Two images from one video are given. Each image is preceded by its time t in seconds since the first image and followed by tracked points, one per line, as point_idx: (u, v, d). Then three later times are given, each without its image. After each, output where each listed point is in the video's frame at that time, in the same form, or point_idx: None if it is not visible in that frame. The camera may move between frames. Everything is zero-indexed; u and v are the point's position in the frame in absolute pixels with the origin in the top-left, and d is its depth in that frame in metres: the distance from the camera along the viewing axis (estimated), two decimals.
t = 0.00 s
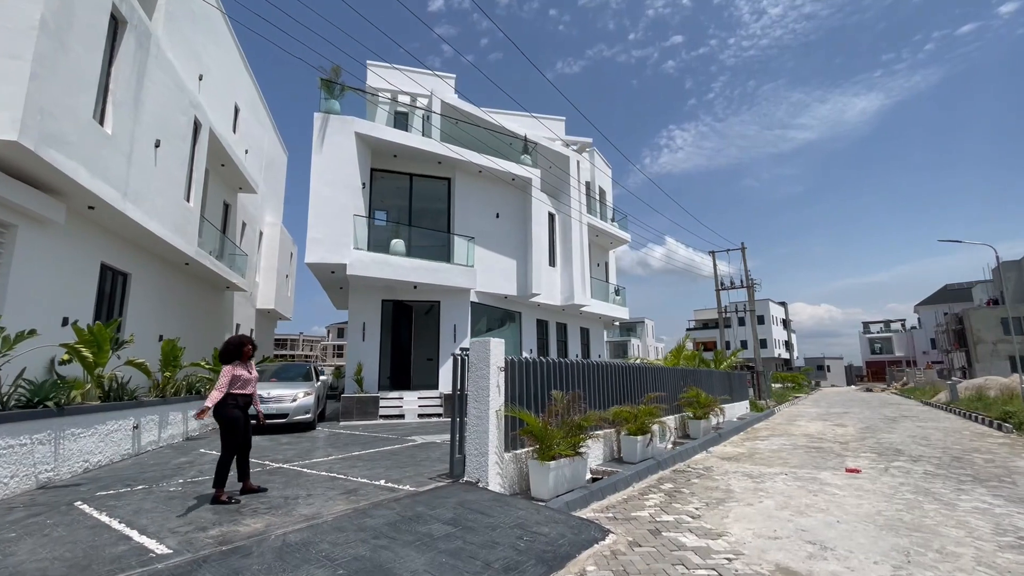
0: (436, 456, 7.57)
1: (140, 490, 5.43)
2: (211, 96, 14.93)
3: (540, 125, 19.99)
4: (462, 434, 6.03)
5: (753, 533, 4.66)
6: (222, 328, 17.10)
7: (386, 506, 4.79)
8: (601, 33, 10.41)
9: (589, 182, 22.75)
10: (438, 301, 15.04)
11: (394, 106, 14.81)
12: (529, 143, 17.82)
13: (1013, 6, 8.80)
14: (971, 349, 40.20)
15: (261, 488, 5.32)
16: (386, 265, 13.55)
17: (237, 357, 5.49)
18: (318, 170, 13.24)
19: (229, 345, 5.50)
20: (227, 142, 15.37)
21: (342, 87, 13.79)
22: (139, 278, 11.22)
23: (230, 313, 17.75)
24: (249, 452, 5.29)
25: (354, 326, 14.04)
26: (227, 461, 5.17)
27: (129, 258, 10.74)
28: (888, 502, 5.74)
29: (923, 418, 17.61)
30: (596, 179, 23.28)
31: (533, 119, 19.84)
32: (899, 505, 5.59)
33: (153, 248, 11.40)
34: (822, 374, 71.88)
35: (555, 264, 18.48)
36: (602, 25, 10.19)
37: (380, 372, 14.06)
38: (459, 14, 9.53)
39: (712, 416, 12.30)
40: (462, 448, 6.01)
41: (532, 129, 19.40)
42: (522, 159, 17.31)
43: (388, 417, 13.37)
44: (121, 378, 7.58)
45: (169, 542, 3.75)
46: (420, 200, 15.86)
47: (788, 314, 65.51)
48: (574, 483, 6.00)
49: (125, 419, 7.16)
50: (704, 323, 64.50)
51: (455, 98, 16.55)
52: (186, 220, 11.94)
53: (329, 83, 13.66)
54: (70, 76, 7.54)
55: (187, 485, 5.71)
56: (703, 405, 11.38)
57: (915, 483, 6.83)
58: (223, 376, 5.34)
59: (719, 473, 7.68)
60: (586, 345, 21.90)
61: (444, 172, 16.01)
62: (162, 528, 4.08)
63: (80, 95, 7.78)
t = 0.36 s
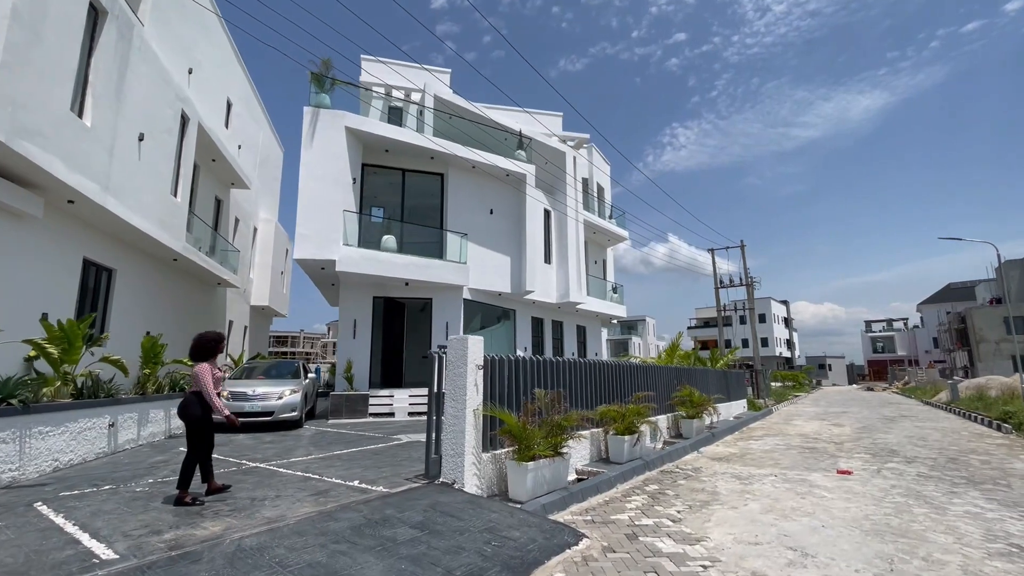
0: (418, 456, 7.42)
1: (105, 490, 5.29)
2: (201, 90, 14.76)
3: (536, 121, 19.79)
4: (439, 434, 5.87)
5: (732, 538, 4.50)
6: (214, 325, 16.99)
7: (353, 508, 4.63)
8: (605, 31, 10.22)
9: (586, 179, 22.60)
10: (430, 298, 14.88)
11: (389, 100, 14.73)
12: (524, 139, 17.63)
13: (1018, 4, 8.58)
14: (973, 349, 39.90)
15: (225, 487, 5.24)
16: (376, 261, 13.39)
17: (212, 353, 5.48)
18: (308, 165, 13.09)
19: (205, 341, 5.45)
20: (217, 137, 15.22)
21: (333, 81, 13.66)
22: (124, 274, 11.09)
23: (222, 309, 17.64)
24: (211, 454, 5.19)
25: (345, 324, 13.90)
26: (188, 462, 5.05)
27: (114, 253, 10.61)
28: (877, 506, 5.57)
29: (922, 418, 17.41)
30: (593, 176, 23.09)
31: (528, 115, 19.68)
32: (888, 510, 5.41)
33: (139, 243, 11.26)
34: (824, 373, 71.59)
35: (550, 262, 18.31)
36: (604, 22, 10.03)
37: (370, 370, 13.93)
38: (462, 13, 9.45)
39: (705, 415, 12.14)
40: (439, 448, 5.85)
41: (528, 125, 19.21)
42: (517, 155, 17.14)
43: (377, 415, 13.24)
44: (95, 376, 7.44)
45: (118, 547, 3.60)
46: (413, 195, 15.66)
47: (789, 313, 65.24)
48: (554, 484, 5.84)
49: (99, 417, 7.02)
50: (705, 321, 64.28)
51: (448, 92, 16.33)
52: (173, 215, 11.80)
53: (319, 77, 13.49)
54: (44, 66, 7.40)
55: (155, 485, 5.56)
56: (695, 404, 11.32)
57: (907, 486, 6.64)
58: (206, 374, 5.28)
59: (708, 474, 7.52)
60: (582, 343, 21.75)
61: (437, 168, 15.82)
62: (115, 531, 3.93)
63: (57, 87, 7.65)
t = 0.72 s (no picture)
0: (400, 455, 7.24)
1: (67, 492, 5.10)
2: (188, 84, 14.52)
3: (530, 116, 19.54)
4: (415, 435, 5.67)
5: (714, 544, 4.30)
6: (205, 322, 16.83)
7: (320, 512, 4.45)
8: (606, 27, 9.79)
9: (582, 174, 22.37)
10: (421, 294, 14.69)
11: (381, 94, 14.49)
12: (517, 133, 17.39)
13: None
14: (973, 345, 39.68)
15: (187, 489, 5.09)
16: (365, 257, 13.18)
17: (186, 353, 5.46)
18: (295, 159, 12.89)
19: (178, 337, 5.35)
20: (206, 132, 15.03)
21: (321, 74, 13.38)
22: (107, 270, 10.90)
23: (213, 306, 17.46)
24: (179, 453, 5.10)
25: (335, 320, 13.73)
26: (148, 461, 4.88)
27: (96, 249, 10.43)
28: (868, 508, 5.37)
29: (921, 415, 17.21)
30: (589, 171, 22.84)
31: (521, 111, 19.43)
32: (879, 512, 5.22)
33: (122, 239, 11.07)
34: (824, 370, 71.42)
35: (545, 258, 18.10)
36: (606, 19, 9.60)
37: (361, 367, 13.76)
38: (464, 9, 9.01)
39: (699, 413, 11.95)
40: (416, 449, 5.66)
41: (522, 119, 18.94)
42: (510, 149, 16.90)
43: (367, 413, 13.08)
44: (69, 374, 7.27)
45: (62, 554, 3.42)
46: (404, 190, 15.43)
47: (789, 309, 65.00)
48: (534, 486, 5.65)
49: (71, 416, 6.86)
50: (705, 318, 64.08)
51: (440, 86, 16.08)
52: (158, 211, 11.62)
53: (307, 70, 13.25)
54: (13, 56, 7.20)
55: (122, 487, 5.38)
56: (688, 402, 11.11)
57: (900, 486, 6.44)
58: (188, 374, 5.30)
59: (697, 474, 7.33)
60: (578, 340, 21.57)
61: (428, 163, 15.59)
62: (64, 537, 3.75)
63: (28, 78, 7.45)
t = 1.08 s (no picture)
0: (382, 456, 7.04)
1: (28, 496, 4.92)
2: (175, 78, 14.32)
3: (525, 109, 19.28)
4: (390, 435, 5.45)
5: (695, 550, 4.09)
6: (198, 319, 16.67)
7: (283, 517, 4.25)
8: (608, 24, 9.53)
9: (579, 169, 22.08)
10: (413, 290, 14.48)
11: (373, 89, 14.15)
12: (511, 126, 17.14)
13: None
14: (978, 340, 39.31)
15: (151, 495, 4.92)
16: (355, 252, 12.97)
17: (159, 349, 5.25)
18: (283, 154, 12.69)
19: (152, 335, 5.21)
20: (195, 127, 14.84)
21: (309, 67, 13.17)
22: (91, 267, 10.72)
23: (206, 304, 17.31)
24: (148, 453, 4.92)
25: (326, 317, 13.54)
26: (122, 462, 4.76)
27: (79, 246, 10.26)
28: (861, 510, 5.15)
29: (922, 411, 16.98)
30: (586, 166, 22.56)
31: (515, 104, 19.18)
32: (872, 514, 4.99)
33: (106, 235, 10.89)
34: (827, 366, 71.07)
35: (540, 253, 17.85)
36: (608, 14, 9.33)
37: (352, 365, 13.59)
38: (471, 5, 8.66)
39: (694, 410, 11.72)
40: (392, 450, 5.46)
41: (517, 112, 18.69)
42: (504, 143, 16.67)
43: (358, 411, 12.91)
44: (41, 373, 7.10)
45: None
46: (396, 184, 15.20)
47: (792, 304, 64.58)
48: (514, 488, 5.45)
49: (43, 417, 6.68)
50: (707, 313, 63.77)
51: (432, 78, 15.82)
52: (144, 207, 11.44)
53: (296, 63, 13.02)
54: None
55: (86, 490, 5.19)
56: (682, 398, 10.89)
57: (896, 487, 6.20)
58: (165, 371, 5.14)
59: (687, 473, 7.11)
60: (575, 336, 21.34)
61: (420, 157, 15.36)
62: (6, 547, 3.55)
63: None
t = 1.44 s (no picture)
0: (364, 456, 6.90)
1: None
2: (167, 76, 14.24)
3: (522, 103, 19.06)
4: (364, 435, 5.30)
5: (672, 555, 3.90)
6: (194, 318, 16.65)
7: (246, 520, 4.11)
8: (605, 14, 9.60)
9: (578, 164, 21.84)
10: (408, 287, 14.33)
11: (369, 83, 14.00)
12: (507, 120, 16.93)
13: None
14: (988, 334, 38.66)
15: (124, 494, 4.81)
16: (348, 249, 12.83)
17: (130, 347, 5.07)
18: (273, 150, 12.58)
19: (124, 335, 5.05)
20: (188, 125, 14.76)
21: (300, 62, 13.01)
22: (80, 266, 10.68)
23: (203, 302, 17.27)
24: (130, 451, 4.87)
25: (319, 315, 13.45)
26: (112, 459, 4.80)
27: (66, 245, 10.19)
28: (852, 511, 4.94)
29: (928, 407, 16.64)
30: (586, 160, 22.30)
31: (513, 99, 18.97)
32: (864, 516, 4.78)
33: (95, 234, 10.83)
34: (834, 361, 70.32)
35: (538, 248, 17.65)
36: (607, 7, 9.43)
37: (345, 362, 13.49)
38: None
39: (691, 407, 11.51)
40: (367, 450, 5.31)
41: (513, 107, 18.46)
42: (499, 138, 16.47)
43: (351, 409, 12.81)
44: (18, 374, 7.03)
45: None
46: (390, 181, 15.05)
47: (799, 299, 63.95)
48: (491, 489, 5.28)
49: (21, 417, 6.61)
50: (713, 309, 63.21)
51: (426, 73, 15.64)
52: (134, 205, 11.36)
53: (286, 58, 12.88)
54: None
55: (54, 492, 5.09)
56: (678, 395, 10.69)
57: (892, 486, 5.98)
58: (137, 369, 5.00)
59: (677, 473, 6.92)
60: (575, 333, 21.15)
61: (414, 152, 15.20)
62: None
63: None
